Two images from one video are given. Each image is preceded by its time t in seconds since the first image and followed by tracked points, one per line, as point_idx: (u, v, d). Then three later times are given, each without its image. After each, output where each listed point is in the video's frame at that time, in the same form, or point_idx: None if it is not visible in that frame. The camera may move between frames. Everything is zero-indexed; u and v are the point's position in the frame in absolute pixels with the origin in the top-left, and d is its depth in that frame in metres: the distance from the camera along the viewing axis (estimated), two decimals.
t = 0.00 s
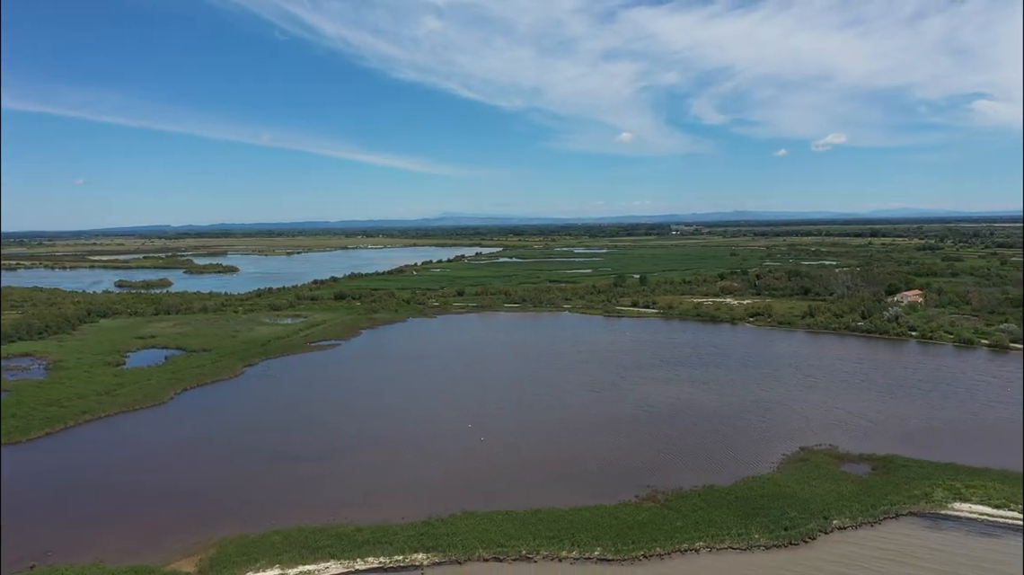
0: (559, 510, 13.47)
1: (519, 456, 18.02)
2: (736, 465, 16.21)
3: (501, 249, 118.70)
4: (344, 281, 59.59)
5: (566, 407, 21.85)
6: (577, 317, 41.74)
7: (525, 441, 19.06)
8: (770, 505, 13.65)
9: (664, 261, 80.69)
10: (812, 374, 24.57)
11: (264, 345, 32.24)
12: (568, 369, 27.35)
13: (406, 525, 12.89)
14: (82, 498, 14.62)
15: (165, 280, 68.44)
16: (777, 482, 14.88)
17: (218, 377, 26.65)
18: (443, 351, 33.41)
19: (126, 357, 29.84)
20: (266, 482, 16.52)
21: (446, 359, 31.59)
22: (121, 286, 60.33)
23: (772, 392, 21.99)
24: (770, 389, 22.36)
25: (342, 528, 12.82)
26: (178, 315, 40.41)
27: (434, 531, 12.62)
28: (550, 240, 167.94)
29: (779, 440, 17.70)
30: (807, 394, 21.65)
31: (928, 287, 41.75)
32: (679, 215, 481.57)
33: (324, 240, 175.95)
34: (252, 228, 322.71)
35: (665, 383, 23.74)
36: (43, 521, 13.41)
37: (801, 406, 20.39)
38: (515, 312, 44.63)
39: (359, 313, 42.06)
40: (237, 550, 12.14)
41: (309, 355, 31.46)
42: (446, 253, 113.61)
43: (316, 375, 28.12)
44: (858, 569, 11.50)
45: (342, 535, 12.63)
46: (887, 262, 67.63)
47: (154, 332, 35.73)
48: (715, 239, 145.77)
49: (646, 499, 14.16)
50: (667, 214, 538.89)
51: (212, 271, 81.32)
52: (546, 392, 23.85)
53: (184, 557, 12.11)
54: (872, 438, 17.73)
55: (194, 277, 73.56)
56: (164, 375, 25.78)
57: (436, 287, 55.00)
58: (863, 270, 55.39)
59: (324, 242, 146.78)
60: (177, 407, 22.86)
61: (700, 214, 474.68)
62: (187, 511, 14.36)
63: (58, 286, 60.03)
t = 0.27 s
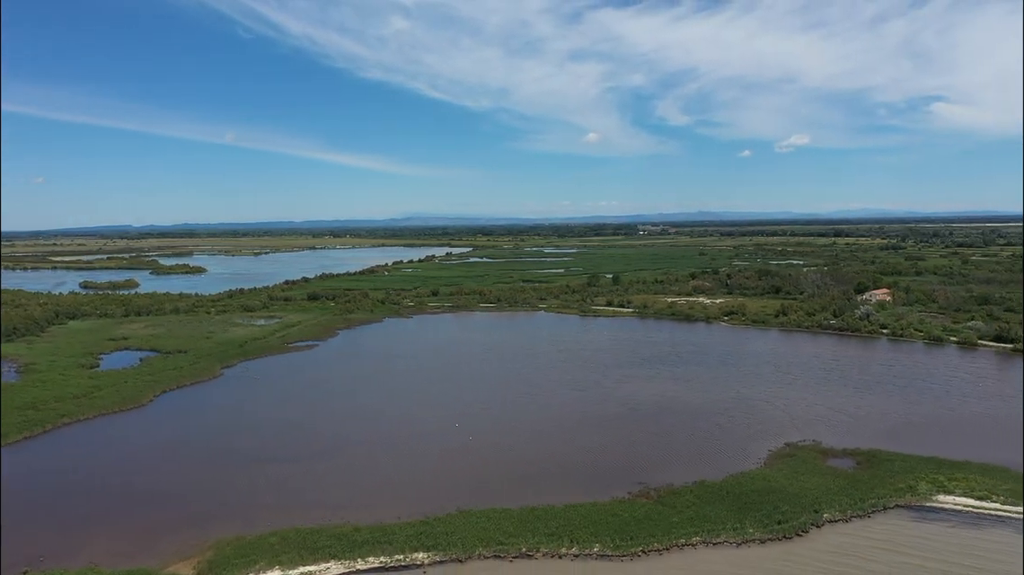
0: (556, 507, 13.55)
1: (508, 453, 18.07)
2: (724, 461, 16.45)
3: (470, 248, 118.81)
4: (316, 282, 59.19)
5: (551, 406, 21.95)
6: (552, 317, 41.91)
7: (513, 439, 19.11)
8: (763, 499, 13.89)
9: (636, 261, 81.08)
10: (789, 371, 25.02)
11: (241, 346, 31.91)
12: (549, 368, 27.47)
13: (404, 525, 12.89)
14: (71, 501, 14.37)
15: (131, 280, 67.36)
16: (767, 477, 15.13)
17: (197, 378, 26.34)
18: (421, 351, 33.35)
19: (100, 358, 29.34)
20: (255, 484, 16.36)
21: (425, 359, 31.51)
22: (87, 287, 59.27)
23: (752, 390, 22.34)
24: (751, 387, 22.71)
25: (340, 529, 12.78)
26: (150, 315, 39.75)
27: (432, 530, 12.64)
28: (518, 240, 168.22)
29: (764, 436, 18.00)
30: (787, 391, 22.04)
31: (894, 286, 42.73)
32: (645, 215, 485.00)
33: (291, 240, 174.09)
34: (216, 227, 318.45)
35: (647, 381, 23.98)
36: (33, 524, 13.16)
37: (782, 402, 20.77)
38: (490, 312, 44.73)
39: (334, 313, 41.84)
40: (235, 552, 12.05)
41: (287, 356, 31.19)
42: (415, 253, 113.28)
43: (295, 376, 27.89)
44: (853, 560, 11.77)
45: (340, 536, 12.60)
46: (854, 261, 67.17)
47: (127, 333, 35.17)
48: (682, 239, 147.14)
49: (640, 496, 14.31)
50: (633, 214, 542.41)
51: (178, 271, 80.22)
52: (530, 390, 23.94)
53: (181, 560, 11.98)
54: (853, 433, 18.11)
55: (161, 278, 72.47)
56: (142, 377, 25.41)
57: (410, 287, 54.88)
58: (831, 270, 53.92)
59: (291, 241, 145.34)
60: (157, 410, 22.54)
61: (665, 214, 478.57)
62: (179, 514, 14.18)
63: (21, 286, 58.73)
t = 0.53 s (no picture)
0: (553, 505, 13.63)
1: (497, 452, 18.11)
2: (713, 457, 16.68)
3: (441, 248, 118.65)
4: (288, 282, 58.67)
5: (536, 404, 22.04)
6: (528, 316, 41.94)
7: (502, 437, 19.15)
8: (755, 494, 14.11)
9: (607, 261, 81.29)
10: (768, 369, 25.40)
11: (217, 347, 31.53)
12: (532, 367, 27.55)
13: (402, 524, 12.87)
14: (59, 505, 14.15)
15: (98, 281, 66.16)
16: (756, 473, 15.37)
17: (175, 380, 26.01)
18: (400, 351, 33.23)
19: (73, 360, 28.81)
20: (245, 485, 16.22)
21: (404, 359, 31.39)
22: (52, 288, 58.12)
23: (734, 386, 22.65)
24: (732, 384, 23.02)
25: (338, 529, 12.74)
26: (122, 316, 39.02)
27: (431, 529, 12.64)
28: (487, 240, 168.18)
29: (750, 432, 18.27)
30: (768, 388, 22.38)
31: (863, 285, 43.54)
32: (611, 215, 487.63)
33: (257, 240, 172.05)
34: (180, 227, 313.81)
35: (630, 379, 24.20)
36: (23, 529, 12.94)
37: (764, 399, 21.09)
38: (466, 311, 44.73)
39: (309, 313, 41.53)
40: (234, 554, 11.96)
41: (266, 357, 30.90)
42: (385, 253, 112.73)
43: (275, 377, 27.64)
44: (847, 552, 12.03)
45: (338, 536, 12.56)
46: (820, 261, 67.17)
47: (99, 334, 34.58)
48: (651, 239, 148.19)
49: (634, 492, 14.47)
50: (600, 214, 544.97)
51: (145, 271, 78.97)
52: (514, 389, 24.01)
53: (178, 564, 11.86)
54: (836, 428, 18.46)
55: (128, 278, 71.29)
56: (119, 379, 25.01)
57: (384, 287, 54.65)
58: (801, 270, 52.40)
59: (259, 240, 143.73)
60: (137, 412, 22.24)
61: (632, 214, 481.54)
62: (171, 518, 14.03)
63: None
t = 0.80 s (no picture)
0: (552, 502, 13.72)
1: (487, 450, 18.14)
2: (701, 454, 16.91)
3: (410, 248, 118.23)
4: (260, 282, 58.09)
5: (523, 403, 22.11)
6: (504, 317, 41.94)
7: (491, 436, 19.19)
8: (747, 489, 14.34)
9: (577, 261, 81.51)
10: (748, 366, 25.76)
11: (193, 348, 31.12)
12: (514, 366, 27.62)
13: (400, 524, 12.87)
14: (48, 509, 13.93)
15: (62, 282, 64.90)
16: (746, 468, 15.61)
17: (152, 382, 25.64)
18: (379, 351, 33.09)
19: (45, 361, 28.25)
20: (236, 486, 16.09)
21: (384, 359, 31.27)
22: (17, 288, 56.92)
23: (716, 384, 22.94)
24: (714, 381, 23.31)
25: (336, 530, 12.70)
26: (92, 317, 38.27)
27: (430, 528, 12.66)
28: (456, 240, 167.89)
29: (735, 428, 18.54)
30: (749, 385, 22.70)
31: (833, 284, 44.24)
32: (578, 215, 489.64)
33: (223, 240, 169.99)
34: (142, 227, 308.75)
35: (612, 378, 24.38)
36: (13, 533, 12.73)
37: (746, 396, 21.41)
38: (441, 311, 44.68)
39: (284, 314, 41.19)
40: (232, 557, 11.88)
41: (243, 358, 30.57)
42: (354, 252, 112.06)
43: (255, 377, 27.38)
44: (841, 545, 12.28)
45: (337, 537, 12.52)
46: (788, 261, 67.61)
47: (70, 335, 33.95)
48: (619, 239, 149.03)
49: (628, 489, 14.62)
50: (566, 214, 547.03)
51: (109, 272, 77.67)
52: (499, 388, 24.06)
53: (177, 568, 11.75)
54: (819, 424, 18.80)
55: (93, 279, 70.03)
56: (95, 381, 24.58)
57: (357, 287, 54.38)
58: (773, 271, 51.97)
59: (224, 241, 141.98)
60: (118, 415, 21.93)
61: (599, 214, 484.00)
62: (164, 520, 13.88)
63: None
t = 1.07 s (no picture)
0: (550, 500, 13.82)
1: (478, 449, 18.18)
2: (691, 450, 17.13)
3: (380, 249, 117.54)
4: (232, 282, 57.51)
5: (509, 401, 22.19)
6: (481, 316, 41.94)
7: (480, 435, 19.22)
8: (740, 485, 14.56)
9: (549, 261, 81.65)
10: (728, 364, 26.11)
11: (170, 350, 30.68)
12: (497, 365, 27.68)
13: (399, 523, 12.86)
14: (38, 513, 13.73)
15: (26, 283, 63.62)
16: (737, 464, 15.84)
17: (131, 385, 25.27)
18: (359, 351, 32.93)
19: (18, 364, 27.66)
20: (227, 487, 15.97)
21: (365, 359, 31.13)
22: None
23: (699, 382, 23.23)
24: (697, 379, 23.58)
25: (335, 530, 12.65)
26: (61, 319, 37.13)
27: (430, 528, 12.67)
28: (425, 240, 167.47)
29: (722, 425, 18.79)
30: (731, 383, 23.01)
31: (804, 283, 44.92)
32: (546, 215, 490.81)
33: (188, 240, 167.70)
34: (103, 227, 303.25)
35: (596, 376, 24.54)
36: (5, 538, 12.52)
37: (730, 393, 21.71)
38: (417, 311, 44.59)
39: (259, 314, 40.85)
40: (232, 559, 11.79)
41: (222, 360, 30.21)
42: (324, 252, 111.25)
43: (236, 378, 27.10)
44: (836, 538, 12.54)
45: (337, 538, 12.48)
46: (757, 261, 68.31)
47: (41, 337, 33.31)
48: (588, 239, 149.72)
49: (623, 486, 14.79)
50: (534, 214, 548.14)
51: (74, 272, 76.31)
52: (484, 387, 24.12)
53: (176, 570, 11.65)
54: (803, 420, 19.13)
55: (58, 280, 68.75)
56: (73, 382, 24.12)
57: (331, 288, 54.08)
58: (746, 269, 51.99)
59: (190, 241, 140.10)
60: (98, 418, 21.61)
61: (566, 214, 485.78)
62: (158, 522, 13.75)
63: None
